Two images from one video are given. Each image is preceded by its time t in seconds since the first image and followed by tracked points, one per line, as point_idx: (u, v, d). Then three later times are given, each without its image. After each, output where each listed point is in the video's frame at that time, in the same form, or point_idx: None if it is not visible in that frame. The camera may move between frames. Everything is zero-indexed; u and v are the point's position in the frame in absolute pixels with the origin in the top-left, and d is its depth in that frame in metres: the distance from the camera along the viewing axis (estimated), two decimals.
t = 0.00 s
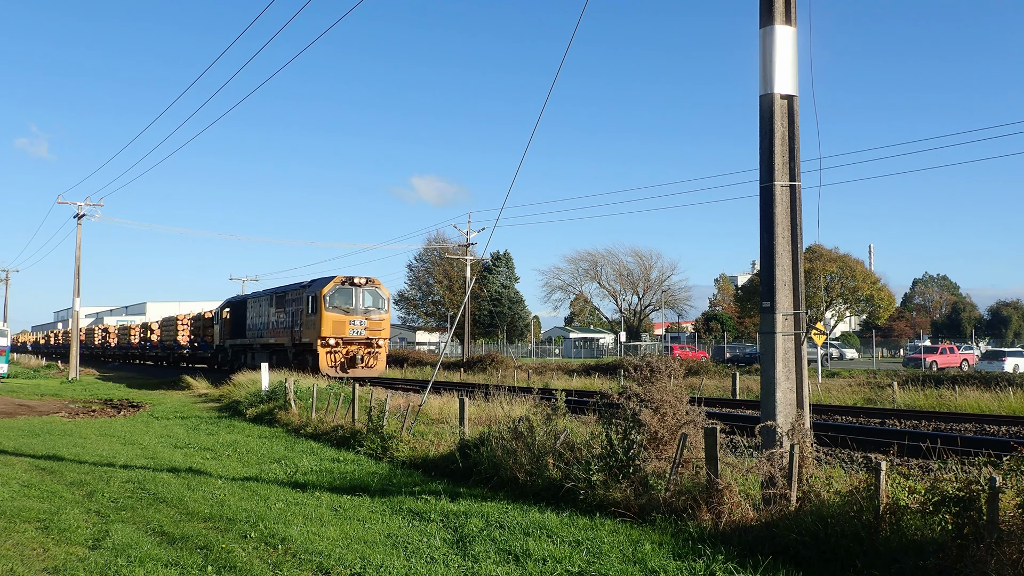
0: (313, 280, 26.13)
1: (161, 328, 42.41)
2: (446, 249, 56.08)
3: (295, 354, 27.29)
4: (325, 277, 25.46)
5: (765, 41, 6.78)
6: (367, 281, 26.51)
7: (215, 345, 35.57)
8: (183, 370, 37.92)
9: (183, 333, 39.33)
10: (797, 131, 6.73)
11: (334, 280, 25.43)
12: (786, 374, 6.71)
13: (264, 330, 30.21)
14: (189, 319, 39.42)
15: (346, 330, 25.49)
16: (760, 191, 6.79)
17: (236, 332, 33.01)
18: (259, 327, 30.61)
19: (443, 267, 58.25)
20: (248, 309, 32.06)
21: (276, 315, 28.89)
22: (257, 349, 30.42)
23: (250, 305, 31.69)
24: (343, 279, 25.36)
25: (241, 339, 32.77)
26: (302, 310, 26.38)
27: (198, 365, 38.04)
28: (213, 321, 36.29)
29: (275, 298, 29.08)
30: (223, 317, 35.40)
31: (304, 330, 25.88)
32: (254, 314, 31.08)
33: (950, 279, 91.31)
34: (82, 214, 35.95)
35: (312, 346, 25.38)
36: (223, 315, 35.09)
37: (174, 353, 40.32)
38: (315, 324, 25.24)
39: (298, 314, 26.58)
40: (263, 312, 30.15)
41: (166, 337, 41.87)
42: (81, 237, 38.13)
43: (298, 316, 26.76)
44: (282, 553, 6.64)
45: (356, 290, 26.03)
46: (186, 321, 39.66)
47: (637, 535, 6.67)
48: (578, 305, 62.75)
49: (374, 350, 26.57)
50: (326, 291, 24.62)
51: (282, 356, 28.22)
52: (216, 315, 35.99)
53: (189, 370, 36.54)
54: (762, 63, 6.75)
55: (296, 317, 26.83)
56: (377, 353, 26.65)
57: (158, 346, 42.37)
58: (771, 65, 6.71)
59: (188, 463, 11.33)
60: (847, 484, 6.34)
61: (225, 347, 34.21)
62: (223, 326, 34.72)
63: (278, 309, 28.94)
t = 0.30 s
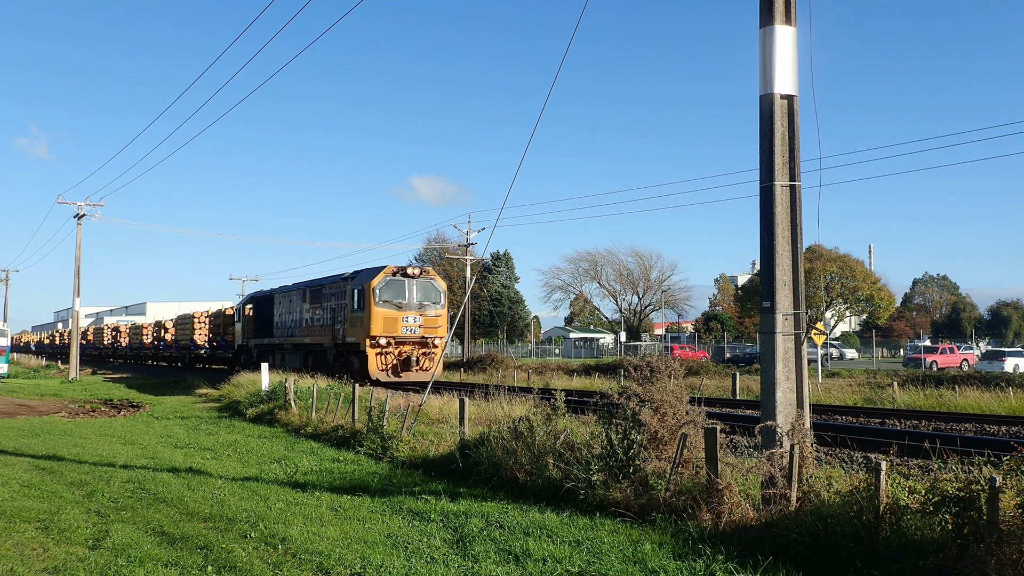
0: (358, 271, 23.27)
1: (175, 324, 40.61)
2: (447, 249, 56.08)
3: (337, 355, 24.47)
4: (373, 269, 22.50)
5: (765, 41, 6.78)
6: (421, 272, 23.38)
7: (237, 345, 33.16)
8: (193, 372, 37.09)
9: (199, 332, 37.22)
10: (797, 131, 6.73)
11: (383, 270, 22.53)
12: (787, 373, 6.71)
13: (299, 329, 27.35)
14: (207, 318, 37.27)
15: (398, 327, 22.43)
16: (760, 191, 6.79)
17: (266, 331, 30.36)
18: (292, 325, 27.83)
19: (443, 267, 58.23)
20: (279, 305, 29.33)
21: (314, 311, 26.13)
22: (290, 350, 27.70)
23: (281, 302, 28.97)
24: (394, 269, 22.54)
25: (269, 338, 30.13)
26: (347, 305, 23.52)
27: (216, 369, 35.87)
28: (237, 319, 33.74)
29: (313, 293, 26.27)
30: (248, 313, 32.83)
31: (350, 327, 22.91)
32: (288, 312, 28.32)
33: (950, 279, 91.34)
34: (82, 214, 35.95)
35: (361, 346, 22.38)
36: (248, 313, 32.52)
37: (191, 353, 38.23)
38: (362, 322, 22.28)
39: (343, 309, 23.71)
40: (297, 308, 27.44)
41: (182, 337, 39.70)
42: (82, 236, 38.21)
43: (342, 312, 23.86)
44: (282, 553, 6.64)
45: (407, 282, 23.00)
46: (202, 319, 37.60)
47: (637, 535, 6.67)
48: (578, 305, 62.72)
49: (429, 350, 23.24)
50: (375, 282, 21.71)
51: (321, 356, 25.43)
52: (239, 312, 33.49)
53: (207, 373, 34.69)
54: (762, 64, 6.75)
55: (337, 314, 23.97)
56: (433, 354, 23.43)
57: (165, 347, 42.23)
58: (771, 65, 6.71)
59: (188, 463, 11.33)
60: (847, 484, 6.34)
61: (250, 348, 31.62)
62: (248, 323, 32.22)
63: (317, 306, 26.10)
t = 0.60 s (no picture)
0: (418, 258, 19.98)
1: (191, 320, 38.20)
2: (447, 248, 56.13)
3: (391, 358, 21.31)
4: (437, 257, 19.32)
5: (765, 41, 6.78)
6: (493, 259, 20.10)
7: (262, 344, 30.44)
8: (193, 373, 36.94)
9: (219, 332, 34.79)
10: (797, 131, 6.74)
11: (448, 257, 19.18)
12: (787, 374, 6.71)
13: (339, 326, 24.19)
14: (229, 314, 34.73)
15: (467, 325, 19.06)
16: (760, 192, 6.79)
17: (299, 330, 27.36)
18: (329, 324, 24.68)
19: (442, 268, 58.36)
20: (313, 300, 26.30)
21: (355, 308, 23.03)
22: (329, 351, 24.68)
23: (317, 297, 25.91)
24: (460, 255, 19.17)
25: (301, 339, 27.19)
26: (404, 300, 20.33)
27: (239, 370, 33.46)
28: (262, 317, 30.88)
29: (357, 286, 23.08)
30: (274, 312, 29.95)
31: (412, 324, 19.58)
32: (325, 308, 25.21)
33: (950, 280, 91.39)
34: (82, 214, 35.98)
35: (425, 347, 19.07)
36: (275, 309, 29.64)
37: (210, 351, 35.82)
38: (427, 319, 18.96)
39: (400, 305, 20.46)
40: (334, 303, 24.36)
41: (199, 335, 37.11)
42: (82, 235, 38.24)
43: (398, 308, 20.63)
44: (282, 553, 6.64)
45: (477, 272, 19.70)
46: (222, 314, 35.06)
47: (637, 535, 6.67)
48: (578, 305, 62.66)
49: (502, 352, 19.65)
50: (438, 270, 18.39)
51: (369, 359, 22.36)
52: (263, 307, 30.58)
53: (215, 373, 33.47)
54: (762, 64, 6.76)
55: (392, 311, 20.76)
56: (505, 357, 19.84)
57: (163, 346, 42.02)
58: (771, 65, 6.71)
59: (188, 463, 11.33)
60: (847, 484, 6.35)
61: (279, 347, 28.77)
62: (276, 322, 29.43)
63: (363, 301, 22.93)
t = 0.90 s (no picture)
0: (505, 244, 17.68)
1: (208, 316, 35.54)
2: (446, 248, 56.20)
3: (464, 361, 18.47)
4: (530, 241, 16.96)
5: (765, 41, 6.78)
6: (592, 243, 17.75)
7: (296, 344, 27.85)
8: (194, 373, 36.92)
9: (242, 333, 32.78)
10: (797, 131, 6.74)
11: (543, 239, 16.99)
12: (787, 374, 6.71)
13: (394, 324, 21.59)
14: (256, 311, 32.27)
15: (565, 320, 16.77)
16: (760, 192, 6.79)
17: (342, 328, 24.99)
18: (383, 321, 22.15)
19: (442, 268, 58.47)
20: (358, 294, 24.00)
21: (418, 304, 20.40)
22: (378, 351, 22.28)
23: (365, 291, 23.57)
24: (558, 237, 17.03)
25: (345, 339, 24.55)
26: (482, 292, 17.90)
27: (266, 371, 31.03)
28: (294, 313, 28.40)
29: (417, 277, 20.54)
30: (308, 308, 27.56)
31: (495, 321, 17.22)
32: (375, 304, 22.85)
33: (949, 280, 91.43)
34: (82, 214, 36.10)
35: (512, 349, 16.72)
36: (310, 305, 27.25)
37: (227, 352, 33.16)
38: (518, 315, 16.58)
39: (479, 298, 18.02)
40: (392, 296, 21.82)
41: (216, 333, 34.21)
42: (80, 235, 38.28)
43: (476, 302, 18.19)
44: (282, 553, 6.64)
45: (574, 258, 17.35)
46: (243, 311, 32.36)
47: (637, 535, 6.67)
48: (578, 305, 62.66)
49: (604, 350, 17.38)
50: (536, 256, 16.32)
51: (432, 360, 19.92)
52: (298, 304, 28.11)
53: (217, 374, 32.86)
54: (762, 64, 6.75)
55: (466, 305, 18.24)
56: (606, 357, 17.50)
57: (163, 346, 42.08)
58: (771, 65, 6.71)
59: (188, 463, 11.32)
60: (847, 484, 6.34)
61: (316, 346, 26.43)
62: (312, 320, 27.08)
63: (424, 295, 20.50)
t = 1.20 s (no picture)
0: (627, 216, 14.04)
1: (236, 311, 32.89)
2: (446, 248, 56.35)
3: (569, 365, 15.20)
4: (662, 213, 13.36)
5: (765, 42, 6.77)
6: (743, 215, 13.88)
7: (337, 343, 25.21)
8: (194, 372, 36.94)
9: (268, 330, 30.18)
10: (797, 131, 6.73)
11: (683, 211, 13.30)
12: (786, 374, 6.72)
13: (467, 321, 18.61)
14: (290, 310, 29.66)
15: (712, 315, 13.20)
16: (760, 192, 6.78)
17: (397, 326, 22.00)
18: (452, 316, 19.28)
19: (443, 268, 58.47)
20: (416, 287, 21.06)
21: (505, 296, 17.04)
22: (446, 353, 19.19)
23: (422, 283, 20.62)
24: (700, 208, 13.44)
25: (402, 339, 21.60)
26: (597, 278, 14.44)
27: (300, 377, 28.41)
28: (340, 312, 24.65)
29: (496, 264, 17.50)
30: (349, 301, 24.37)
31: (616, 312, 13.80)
32: (438, 298, 19.77)
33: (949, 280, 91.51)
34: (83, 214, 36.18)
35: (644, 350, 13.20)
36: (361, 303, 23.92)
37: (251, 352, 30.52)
38: (652, 305, 13.07)
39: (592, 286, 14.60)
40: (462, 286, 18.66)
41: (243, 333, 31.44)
42: (80, 235, 38.28)
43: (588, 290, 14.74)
44: (282, 553, 6.64)
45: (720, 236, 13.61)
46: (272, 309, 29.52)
47: (637, 535, 6.67)
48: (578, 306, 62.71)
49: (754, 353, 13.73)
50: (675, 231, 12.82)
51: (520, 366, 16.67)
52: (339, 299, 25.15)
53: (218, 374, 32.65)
54: (762, 64, 6.75)
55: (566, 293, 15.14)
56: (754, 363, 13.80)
57: (163, 346, 42.11)
58: (771, 64, 6.70)
59: (188, 463, 11.32)
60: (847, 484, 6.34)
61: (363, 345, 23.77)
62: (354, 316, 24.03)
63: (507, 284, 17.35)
